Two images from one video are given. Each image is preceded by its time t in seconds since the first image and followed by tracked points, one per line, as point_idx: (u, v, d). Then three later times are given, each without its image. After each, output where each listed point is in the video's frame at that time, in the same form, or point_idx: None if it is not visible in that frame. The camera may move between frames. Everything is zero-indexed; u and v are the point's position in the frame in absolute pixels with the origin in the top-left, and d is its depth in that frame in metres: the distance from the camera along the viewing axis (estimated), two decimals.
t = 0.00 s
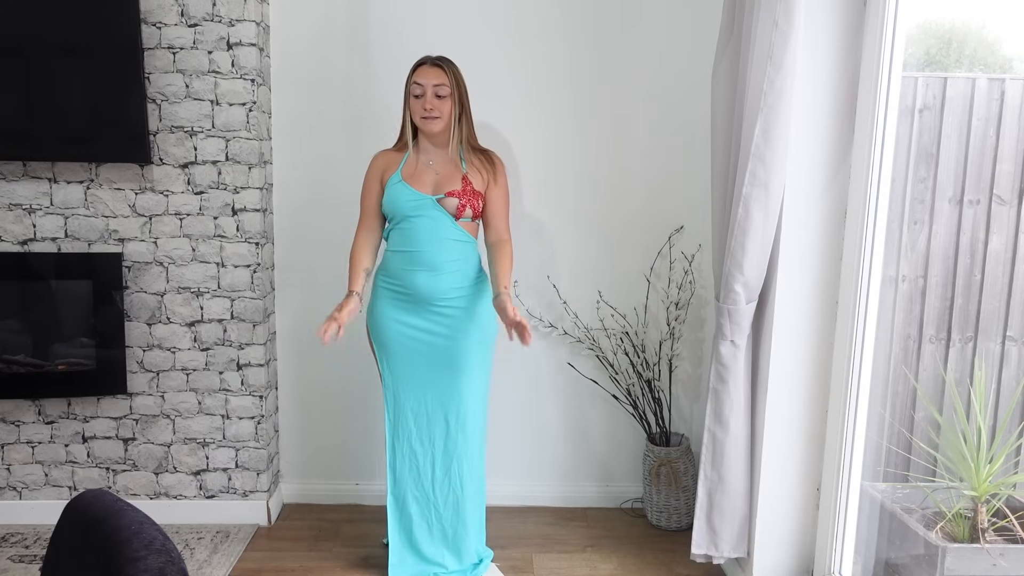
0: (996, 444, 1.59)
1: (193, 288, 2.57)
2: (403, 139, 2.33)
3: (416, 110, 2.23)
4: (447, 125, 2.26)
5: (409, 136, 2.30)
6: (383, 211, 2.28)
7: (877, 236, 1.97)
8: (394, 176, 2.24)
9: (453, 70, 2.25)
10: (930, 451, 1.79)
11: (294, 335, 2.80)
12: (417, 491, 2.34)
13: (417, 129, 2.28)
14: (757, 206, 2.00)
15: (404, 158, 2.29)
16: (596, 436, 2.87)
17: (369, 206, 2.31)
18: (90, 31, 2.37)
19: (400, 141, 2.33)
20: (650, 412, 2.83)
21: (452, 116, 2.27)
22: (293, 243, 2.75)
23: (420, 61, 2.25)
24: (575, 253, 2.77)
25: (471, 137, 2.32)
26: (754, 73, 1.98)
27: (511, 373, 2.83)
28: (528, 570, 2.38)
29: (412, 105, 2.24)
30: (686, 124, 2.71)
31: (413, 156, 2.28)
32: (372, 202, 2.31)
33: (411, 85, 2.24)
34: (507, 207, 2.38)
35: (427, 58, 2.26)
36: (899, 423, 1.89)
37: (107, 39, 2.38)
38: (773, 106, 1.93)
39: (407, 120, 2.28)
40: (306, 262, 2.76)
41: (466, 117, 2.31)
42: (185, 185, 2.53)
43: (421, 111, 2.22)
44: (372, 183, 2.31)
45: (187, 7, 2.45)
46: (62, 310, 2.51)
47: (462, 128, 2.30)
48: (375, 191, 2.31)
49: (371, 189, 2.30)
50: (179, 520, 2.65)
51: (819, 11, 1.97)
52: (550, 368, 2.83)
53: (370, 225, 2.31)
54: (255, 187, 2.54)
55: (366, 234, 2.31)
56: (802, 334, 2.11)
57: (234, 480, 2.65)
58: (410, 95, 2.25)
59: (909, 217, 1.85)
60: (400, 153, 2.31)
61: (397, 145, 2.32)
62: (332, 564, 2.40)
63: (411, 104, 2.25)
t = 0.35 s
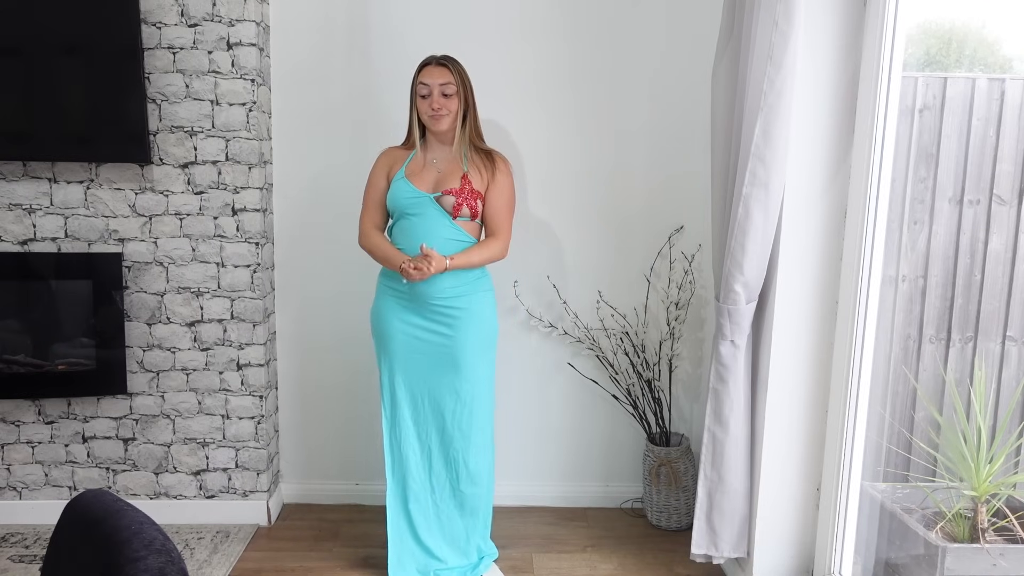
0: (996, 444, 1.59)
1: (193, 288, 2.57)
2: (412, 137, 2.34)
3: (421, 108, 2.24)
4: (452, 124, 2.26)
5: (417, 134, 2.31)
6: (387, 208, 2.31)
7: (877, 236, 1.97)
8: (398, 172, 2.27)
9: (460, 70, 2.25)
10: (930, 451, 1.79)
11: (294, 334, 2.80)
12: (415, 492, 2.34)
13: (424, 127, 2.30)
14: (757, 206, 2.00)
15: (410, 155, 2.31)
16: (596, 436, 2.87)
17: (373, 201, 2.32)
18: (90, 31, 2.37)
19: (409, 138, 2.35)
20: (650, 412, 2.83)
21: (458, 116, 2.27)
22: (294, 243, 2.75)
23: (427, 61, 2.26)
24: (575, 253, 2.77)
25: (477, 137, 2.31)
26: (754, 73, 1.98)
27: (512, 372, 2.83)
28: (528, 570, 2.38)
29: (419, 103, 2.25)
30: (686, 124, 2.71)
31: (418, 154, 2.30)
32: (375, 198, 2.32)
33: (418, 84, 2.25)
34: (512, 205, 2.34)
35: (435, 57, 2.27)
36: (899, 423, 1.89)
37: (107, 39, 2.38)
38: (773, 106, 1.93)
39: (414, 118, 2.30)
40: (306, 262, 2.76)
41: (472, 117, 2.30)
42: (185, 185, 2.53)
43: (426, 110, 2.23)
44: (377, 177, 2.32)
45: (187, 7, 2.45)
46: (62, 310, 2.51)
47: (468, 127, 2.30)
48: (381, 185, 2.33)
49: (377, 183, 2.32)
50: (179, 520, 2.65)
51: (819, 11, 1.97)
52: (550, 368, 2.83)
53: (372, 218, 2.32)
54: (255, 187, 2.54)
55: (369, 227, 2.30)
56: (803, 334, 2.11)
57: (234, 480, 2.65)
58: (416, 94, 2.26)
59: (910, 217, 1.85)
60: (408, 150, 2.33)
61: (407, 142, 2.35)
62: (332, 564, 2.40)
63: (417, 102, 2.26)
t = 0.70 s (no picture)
0: (996, 444, 1.59)
1: (193, 288, 2.57)
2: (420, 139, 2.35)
3: (427, 111, 2.25)
4: (457, 130, 2.26)
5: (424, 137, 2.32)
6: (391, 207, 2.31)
7: (877, 236, 1.97)
8: (403, 172, 2.28)
9: (467, 75, 2.25)
10: (930, 451, 1.79)
11: (294, 334, 2.80)
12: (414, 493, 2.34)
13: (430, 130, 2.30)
14: (757, 206, 2.00)
15: (415, 157, 2.32)
16: (596, 436, 2.87)
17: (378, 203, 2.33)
18: (90, 31, 2.37)
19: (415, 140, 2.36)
20: (650, 412, 2.83)
21: (464, 120, 2.27)
22: (294, 243, 2.75)
23: (435, 66, 2.26)
24: (576, 253, 2.77)
25: (483, 143, 2.31)
26: (754, 72, 1.98)
27: (512, 372, 2.83)
28: (528, 570, 2.38)
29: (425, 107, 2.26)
30: (687, 124, 2.71)
31: (424, 155, 2.30)
32: (380, 199, 2.33)
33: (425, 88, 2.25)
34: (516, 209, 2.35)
35: (443, 62, 2.27)
36: (899, 423, 1.89)
37: (107, 39, 2.38)
38: (773, 106, 1.93)
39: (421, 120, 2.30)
40: (307, 262, 2.76)
41: (478, 124, 2.30)
42: (185, 185, 2.53)
43: (431, 115, 2.23)
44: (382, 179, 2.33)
45: (187, 7, 2.45)
46: (62, 310, 2.51)
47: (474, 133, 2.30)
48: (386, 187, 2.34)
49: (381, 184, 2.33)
50: (179, 520, 2.65)
51: (818, 11, 1.97)
52: (550, 368, 2.83)
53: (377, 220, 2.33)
54: (255, 187, 2.54)
55: (373, 229, 2.31)
56: (802, 334, 2.11)
57: (234, 480, 2.65)
58: (424, 97, 2.26)
59: (910, 217, 1.85)
60: (414, 151, 2.34)
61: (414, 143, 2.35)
62: (332, 564, 2.41)
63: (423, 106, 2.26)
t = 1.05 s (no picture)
0: (996, 444, 1.59)
1: (194, 288, 2.57)
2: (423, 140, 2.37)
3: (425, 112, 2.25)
4: (451, 129, 2.25)
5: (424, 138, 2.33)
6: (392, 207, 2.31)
7: (877, 236, 1.97)
8: (405, 173, 2.29)
9: (466, 75, 2.25)
10: (930, 451, 1.79)
11: (294, 334, 2.80)
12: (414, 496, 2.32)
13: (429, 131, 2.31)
14: (757, 206, 2.00)
15: (419, 158, 2.33)
16: (596, 436, 2.87)
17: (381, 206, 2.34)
18: (90, 31, 2.37)
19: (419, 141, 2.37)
20: (650, 412, 2.83)
21: (464, 120, 2.27)
22: (294, 243, 2.75)
23: (435, 67, 2.26)
24: (575, 253, 2.77)
25: (484, 143, 2.31)
26: (754, 72, 1.98)
27: (512, 372, 2.83)
28: (528, 570, 2.38)
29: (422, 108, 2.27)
30: (687, 124, 2.71)
31: (424, 157, 2.32)
32: (382, 200, 2.34)
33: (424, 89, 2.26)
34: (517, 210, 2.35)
35: (443, 63, 2.27)
36: (899, 423, 1.89)
37: (107, 39, 2.38)
38: (773, 106, 1.93)
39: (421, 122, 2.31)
40: (306, 262, 2.76)
41: (476, 124, 2.29)
42: (185, 185, 2.53)
43: (427, 115, 2.24)
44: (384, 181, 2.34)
45: (187, 7, 2.45)
46: (62, 310, 2.51)
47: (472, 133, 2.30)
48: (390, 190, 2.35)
49: (384, 186, 2.34)
50: (179, 520, 2.65)
51: (818, 11, 1.97)
52: (550, 368, 2.83)
53: (380, 222, 2.34)
54: (255, 187, 2.54)
55: (375, 231, 2.32)
56: (803, 334, 2.11)
57: (234, 480, 2.65)
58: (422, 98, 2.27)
59: (910, 217, 1.85)
60: (416, 153, 2.36)
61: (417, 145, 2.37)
62: (332, 564, 2.41)
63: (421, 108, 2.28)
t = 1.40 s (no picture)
0: (996, 444, 1.59)
1: (194, 288, 2.57)
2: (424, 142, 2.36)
3: (429, 114, 2.25)
4: (458, 133, 2.26)
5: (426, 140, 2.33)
6: (393, 206, 2.31)
7: (877, 235, 1.97)
8: (406, 173, 2.29)
9: (469, 78, 2.25)
10: (930, 451, 1.79)
11: (294, 334, 2.80)
12: (414, 496, 2.32)
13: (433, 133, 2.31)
14: (757, 206, 2.00)
15: (420, 158, 2.34)
16: (596, 436, 2.87)
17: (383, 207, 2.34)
18: (90, 31, 2.37)
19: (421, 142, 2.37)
20: (650, 412, 2.83)
21: (467, 122, 2.27)
22: (294, 243, 2.75)
23: (436, 69, 2.26)
24: (575, 253, 2.77)
25: (485, 144, 2.31)
26: (754, 72, 1.98)
27: (512, 372, 2.83)
28: (528, 570, 2.38)
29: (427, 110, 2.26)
30: (687, 124, 2.71)
31: (427, 158, 2.32)
32: (383, 202, 2.34)
33: (427, 92, 2.26)
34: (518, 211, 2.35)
35: (443, 65, 2.27)
36: (899, 423, 1.89)
37: (107, 38, 2.38)
38: (773, 106, 1.93)
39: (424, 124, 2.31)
40: (307, 263, 2.76)
41: (480, 126, 2.30)
42: (185, 185, 2.53)
43: (432, 118, 2.24)
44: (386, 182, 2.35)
45: (187, 7, 2.45)
46: (62, 310, 2.51)
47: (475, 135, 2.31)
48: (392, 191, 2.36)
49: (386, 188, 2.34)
50: (179, 520, 2.65)
51: (818, 11, 1.97)
52: (550, 368, 2.83)
53: (382, 223, 2.34)
54: (255, 187, 2.54)
55: (376, 232, 2.32)
56: (802, 334, 2.11)
57: (234, 480, 2.65)
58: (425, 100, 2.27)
59: (909, 217, 1.85)
60: (418, 154, 2.36)
61: (417, 146, 2.37)
62: (332, 564, 2.41)
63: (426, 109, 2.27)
